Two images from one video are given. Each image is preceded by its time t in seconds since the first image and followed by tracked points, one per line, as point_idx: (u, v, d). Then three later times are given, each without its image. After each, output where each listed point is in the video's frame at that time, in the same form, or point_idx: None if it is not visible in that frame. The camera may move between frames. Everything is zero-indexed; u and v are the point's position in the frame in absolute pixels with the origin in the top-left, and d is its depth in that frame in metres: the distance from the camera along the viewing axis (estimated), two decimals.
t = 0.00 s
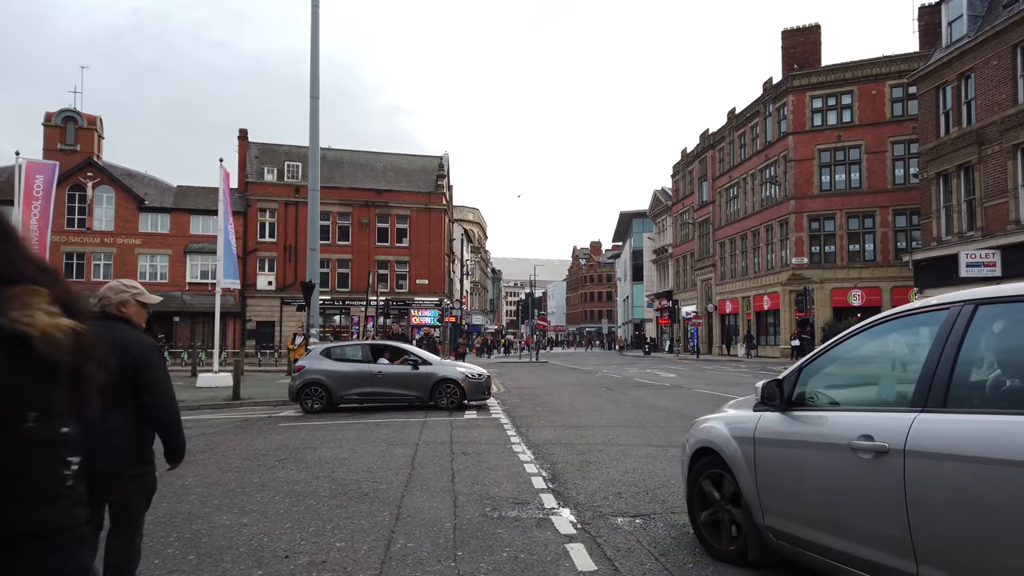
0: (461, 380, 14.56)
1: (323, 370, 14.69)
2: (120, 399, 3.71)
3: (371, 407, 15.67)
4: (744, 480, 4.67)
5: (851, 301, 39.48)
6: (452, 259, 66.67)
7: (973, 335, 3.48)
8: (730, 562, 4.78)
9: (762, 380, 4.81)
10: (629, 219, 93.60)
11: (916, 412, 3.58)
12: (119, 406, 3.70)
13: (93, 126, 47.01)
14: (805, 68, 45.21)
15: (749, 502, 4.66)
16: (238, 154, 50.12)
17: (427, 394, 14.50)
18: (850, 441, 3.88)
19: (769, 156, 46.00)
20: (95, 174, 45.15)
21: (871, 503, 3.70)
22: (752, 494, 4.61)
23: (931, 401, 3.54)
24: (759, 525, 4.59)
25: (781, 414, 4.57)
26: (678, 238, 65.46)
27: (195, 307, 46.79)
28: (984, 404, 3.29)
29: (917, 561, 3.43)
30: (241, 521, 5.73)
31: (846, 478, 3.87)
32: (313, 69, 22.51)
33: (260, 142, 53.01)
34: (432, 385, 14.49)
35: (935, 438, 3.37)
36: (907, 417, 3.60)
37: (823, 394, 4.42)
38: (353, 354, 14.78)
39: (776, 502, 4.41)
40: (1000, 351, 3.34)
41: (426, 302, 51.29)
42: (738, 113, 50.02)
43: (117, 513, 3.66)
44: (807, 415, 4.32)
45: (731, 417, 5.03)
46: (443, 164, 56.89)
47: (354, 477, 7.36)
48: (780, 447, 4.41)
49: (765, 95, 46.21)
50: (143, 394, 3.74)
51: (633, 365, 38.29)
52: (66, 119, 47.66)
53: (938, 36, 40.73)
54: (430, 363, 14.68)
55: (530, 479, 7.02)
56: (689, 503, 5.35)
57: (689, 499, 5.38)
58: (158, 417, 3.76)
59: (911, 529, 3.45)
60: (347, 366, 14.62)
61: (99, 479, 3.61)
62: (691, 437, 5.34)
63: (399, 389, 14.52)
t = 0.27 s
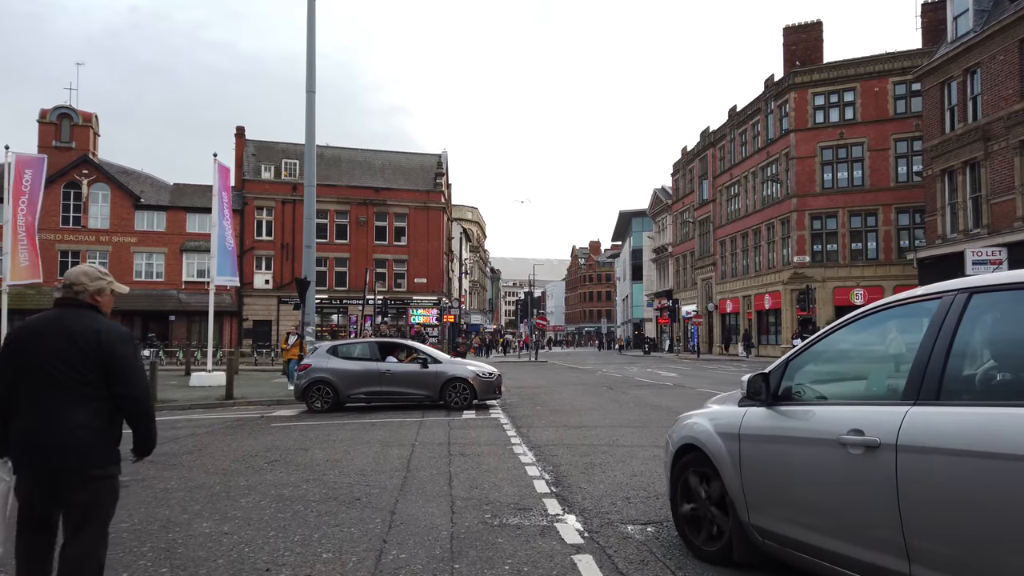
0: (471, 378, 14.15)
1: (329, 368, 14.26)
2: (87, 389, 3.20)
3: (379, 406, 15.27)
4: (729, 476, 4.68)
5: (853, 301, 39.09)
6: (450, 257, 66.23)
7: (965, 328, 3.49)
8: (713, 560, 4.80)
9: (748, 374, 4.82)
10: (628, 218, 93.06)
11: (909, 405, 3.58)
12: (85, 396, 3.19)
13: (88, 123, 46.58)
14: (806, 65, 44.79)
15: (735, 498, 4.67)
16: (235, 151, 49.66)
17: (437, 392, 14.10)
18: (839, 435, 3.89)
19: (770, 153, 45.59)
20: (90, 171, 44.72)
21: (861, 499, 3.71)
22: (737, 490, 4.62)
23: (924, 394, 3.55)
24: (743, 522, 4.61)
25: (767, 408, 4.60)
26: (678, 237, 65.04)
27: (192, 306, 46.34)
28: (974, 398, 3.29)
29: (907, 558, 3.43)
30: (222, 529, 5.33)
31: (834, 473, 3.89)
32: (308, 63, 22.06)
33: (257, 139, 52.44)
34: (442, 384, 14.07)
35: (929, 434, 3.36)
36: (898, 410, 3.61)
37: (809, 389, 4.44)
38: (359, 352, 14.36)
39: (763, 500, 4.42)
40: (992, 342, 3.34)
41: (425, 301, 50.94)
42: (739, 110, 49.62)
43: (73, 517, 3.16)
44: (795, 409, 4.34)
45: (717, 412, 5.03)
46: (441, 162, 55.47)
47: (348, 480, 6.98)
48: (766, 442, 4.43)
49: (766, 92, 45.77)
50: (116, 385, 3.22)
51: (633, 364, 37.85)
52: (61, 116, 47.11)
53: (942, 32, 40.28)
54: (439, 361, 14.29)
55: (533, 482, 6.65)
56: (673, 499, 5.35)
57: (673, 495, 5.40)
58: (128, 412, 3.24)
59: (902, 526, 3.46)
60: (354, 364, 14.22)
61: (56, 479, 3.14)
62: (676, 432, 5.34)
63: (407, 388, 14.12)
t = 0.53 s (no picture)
0: (485, 377, 13.80)
1: (340, 365, 13.89)
2: (38, 391, 2.92)
3: (390, 404, 14.92)
4: (724, 478, 4.43)
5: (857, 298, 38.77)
6: (450, 254, 65.84)
7: (976, 322, 3.27)
8: (708, 566, 4.54)
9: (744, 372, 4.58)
10: (628, 215, 92.70)
11: (916, 405, 3.36)
12: (33, 397, 2.91)
13: (84, 118, 46.15)
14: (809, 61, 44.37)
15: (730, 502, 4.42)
16: (232, 147, 49.23)
17: (450, 390, 13.75)
18: (841, 435, 3.67)
19: (772, 149, 45.20)
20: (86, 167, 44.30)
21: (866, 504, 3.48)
22: (734, 493, 4.37)
23: (933, 392, 3.32)
24: (740, 527, 4.36)
25: (764, 408, 4.35)
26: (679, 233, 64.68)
27: (189, 303, 45.98)
28: (983, 397, 3.10)
29: (917, 566, 3.22)
30: (206, 539, 4.96)
31: (840, 477, 3.65)
32: (305, 56, 21.67)
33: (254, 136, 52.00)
34: (456, 383, 13.71)
35: (938, 434, 3.15)
36: (905, 410, 3.39)
37: (806, 387, 4.22)
38: (371, 349, 14.01)
39: (760, 503, 4.18)
40: (1004, 337, 3.14)
41: (424, 298, 50.59)
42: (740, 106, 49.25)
43: (20, 533, 2.87)
44: (793, 409, 4.10)
45: (710, 412, 4.79)
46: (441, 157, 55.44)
47: (343, 484, 6.59)
48: (761, 444, 4.20)
49: (769, 87, 45.36)
50: (66, 384, 2.95)
51: (634, 362, 37.51)
52: (57, 111, 46.65)
53: (946, 26, 39.87)
54: (453, 358, 13.91)
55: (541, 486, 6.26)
56: (665, 505, 5.08)
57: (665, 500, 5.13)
58: (78, 413, 2.95)
59: (910, 533, 3.24)
60: (366, 361, 13.85)
61: None
62: (667, 434, 5.09)
63: (420, 385, 13.75)
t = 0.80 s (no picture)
0: (505, 377, 13.53)
1: (357, 366, 13.48)
2: None
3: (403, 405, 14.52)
4: (736, 487, 4.12)
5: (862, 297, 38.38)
6: (450, 254, 65.43)
7: (1021, 318, 2.97)
8: None
9: (761, 375, 4.29)
10: (630, 215, 92.28)
11: (954, 410, 3.05)
12: None
13: (82, 116, 45.82)
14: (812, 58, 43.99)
15: (742, 512, 4.11)
16: (231, 146, 48.86)
17: (469, 392, 13.42)
18: (869, 443, 3.35)
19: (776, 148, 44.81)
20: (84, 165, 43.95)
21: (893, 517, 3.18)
22: (747, 501, 4.06)
23: (971, 396, 3.02)
24: (753, 538, 4.03)
25: (781, 412, 4.05)
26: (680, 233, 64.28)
27: (188, 302, 45.64)
28: None
29: None
30: (195, 555, 4.58)
31: (865, 487, 3.34)
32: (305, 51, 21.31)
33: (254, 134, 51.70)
34: (476, 383, 13.39)
35: (974, 444, 2.86)
36: (942, 416, 3.08)
37: (826, 390, 3.94)
38: (388, 349, 13.62)
39: (776, 513, 3.87)
40: None
41: (425, 298, 50.22)
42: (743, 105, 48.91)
43: None
44: (811, 414, 3.80)
45: (721, 416, 4.49)
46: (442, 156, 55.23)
47: (343, 492, 6.21)
48: (777, 450, 3.90)
49: (772, 85, 44.97)
50: (14, 387, 2.80)
51: (637, 362, 37.13)
52: (54, 109, 46.27)
53: (952, 24, 39.50)
54: (472, 358, 13.59)
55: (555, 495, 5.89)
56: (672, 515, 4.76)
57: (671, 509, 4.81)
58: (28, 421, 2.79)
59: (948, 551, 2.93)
60: (383, 361, 13.46)
61: None
62: (674, 440, 4.79)
63: (438, 387, 13.39)
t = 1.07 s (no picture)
0: (535, 375, 13.21)
1: (383, 364, 13.13)
2: None
3: (426, 403, 14.18)
4: (763, 491, 3.76)
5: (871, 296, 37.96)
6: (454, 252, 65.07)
7: None
8: None
9: (793, 373, 3.89)
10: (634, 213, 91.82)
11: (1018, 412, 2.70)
12: None
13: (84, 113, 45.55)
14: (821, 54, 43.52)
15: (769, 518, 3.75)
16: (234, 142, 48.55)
17: (498, 391, 13.09)
18: (918, 447, 3.00)
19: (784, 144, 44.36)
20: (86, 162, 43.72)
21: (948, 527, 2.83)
22: (776, 508, 3.70)
23: None
24: (781, 546, 3.68)
25: (812, 413, 3.67)
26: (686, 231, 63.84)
27: (190, 300, 45.38)
28: None
29: None
30: (192, 567, 4.24)
31: (914, 494, 2.99)
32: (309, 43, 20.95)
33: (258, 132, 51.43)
34: (505, 382, 13.07)
35: None
36: (1004, 418, 2.73)
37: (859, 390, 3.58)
38: (415, 346, 13.28)
39: (809, 521, 3.50)
40: None
41: (428, 296, 49.91)
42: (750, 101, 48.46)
43: None
44: (844, 414, 3.45)
45: (745, 416, 4.13)
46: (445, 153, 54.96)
47: (351, 497, 5.88)
48: (808, 452, 3.54)
49: (780, 81, 44.51)
50: None
51: (643, 360, 36.80)
52: (57, 106, 46.00)
53: (962, 19, 39.04)
54: (500, 356, 13.25)
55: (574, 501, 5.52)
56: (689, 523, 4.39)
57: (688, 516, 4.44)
58: None
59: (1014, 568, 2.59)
60: (410, 359, 13.13)
61: None
62: (692, 442, 4.43)
63: (467, 386, 13.05)
